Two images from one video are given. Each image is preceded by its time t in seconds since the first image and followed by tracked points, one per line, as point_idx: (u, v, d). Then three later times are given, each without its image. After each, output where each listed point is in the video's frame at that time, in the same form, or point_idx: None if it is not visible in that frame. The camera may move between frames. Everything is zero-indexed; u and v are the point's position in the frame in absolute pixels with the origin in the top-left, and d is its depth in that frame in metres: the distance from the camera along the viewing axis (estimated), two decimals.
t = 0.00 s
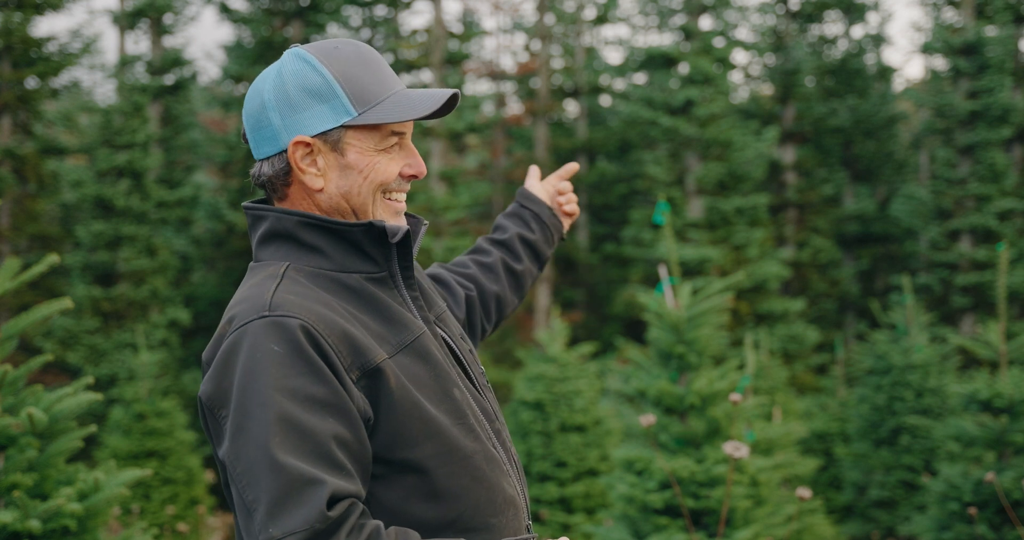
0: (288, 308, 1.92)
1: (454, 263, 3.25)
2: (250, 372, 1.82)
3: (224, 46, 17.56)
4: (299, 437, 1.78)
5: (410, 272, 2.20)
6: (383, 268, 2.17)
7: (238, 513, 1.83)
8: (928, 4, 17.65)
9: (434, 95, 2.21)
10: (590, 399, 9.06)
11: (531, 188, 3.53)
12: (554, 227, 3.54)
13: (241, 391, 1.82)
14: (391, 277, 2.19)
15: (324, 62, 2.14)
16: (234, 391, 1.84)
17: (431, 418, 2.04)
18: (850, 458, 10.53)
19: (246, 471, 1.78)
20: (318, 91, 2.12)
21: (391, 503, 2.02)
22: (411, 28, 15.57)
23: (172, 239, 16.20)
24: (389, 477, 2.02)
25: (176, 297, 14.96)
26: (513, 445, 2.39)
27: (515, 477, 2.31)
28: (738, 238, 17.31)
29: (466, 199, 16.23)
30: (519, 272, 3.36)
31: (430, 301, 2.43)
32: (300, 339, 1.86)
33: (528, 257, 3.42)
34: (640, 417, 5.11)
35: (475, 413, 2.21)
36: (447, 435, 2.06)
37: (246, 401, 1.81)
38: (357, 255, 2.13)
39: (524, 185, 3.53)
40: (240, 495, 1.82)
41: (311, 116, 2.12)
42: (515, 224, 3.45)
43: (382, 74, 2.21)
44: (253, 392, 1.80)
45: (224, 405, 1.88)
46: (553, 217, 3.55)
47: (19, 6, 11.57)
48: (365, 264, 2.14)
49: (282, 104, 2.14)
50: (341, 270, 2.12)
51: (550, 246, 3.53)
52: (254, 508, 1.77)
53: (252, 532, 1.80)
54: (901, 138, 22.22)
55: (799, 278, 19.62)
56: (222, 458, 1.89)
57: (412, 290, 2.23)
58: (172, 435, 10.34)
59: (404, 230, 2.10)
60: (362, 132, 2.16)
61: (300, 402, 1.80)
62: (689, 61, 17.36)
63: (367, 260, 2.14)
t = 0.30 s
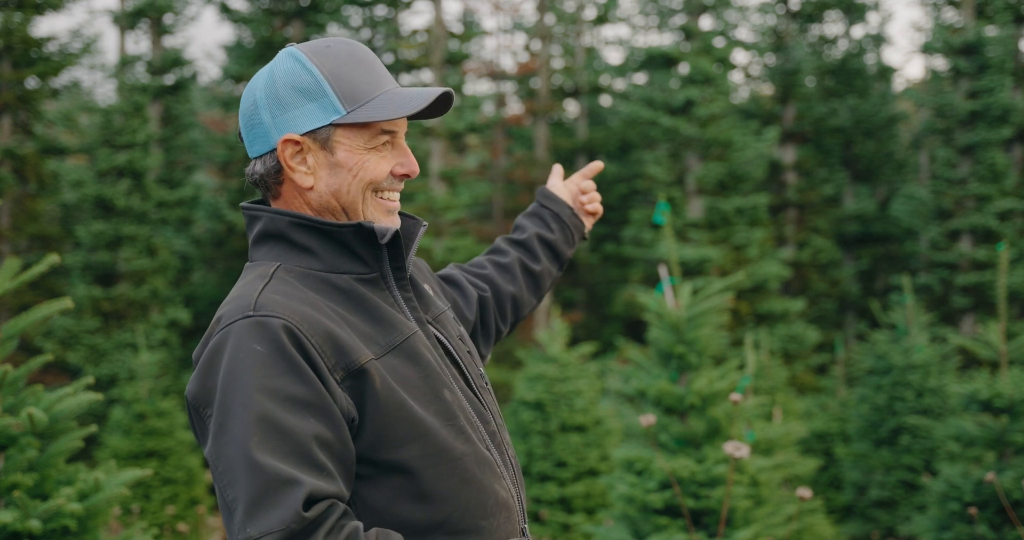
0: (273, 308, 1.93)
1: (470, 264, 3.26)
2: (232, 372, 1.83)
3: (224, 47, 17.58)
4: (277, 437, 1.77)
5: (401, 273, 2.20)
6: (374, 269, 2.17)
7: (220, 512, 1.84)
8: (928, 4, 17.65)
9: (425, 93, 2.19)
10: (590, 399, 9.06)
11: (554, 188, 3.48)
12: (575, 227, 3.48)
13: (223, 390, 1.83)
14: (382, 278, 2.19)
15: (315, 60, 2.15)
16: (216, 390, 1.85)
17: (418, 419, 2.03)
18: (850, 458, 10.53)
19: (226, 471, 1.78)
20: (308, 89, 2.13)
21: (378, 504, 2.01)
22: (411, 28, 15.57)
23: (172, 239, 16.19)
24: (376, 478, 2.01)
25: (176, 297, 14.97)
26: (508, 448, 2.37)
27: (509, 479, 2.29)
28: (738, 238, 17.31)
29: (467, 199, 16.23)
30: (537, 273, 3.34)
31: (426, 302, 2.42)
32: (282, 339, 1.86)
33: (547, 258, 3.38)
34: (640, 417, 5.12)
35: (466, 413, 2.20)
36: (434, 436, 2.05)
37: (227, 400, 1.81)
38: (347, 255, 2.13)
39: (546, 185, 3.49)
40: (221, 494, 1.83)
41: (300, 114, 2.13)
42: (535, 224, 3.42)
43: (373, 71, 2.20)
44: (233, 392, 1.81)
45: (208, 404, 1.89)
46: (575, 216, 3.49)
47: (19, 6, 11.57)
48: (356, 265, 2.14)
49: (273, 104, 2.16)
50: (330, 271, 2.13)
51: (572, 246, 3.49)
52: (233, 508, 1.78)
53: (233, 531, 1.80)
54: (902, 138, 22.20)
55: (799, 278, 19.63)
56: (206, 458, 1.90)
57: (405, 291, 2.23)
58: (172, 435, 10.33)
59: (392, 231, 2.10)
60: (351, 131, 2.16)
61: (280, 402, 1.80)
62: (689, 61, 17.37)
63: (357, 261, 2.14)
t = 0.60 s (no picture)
0: (265, 306, 1.93)
1: (469, 262, 3.26)
2: (225, 369, 1.83)
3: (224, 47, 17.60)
4: (270, 435, 1.78)
5: (396, 273, 2.19)
6: (369, 268, 2.17)
7: (215, 510, 1.85)
8: (928, 4, 17.64)
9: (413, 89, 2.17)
10: (590, 399, 9.06)
11: (548, 176, 3.43)
12: (574, 214, 3.44)
13: (215, 388, 1.83)
14: (377, 277, 2.18)
15: (304, 60, 2.16)
16: (210, 388, 1.85)
17: (413, 417, 2.02)
18: (850, 458, 10.53)
19: (219, 468, 1.79)
20: (296, 90, 2.14)
21: (373, 502, 2.00)
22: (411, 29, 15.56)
23: (172, 239, 16.19)
24: (371, 476, 2.00)
25: (176, 297, 14.97)
26: (506, 447, 2.36)
27: (507, 477, 2.28)
28: (738, 238, 17.31)
29: (467, 199, 16.22)
30: (537, 266, 3.32)
31: (423, 302, 2.42)
32: (275, 337, 1.87)
33: (546, 249, 3.36)
34: (640, 417, 5.12)
35: (462, 412, 2.19)
36: (429, 434, 2.04)
37: (220, 398, 1.82)
38: (341, 254, 2.13)
39: (540, 173, 3.43)
40: (216, 491, 1.84)
41: (290, 115, 2.14)
42: (532, 215, 3.39)
43: (363, 69, 2.20)
44: (226, 390, 1.81)
45: (202, 402, 1.89)
46: (572, 203, 3.44)
47: (18, 6, 11.57)
48: (351, 264, 2.15)
49: (266, 105, 2.18)
50: (325, 270, 2.13)
51: (572, 232, 3.45)
52: (227, 505, 1.78)
53: (227, 528, 1.81)
54: (902, 138, 22.19)
55: (799, 278, 19.64)
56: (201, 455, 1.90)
57: (401, 291, 2.22)
58: (172, 434, 10.32)
59: (386, 230, 2.10)
60: (341, 129, 2.15)
61: (273, 400, 1.81)
62: (689, 61, 17.37)
63: (353, 260, 2.14)
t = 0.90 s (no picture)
0: (263, 307, 1.94)
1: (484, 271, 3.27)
2: (221, 370, 1.83)
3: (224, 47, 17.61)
4: (265, 435, 1.77)
5: (396, 275, 2.20)
6: (369, 269, 2.17)
7: (211, 512, 1.84)
8: (928, 4, 17.64)
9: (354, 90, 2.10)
10: (590, 399, 9.06)
11: (575, 209, 3.53)
12: (592, 248, 3.51)
13: (211, 389, 1.83)
14: (377, 278, 2.18)
15: (274, 61, 2.21)
16: (205, 388, 1.85)
17: (410, 418, 2.02)
18: (850, 458, 10.54)
19: (214, 468, 1.78)
20: (263, 93, 2.20)
21: (369, 503, 2.00)
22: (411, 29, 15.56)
23: (172, 239, 16.19)
24: (368, 478, 2.00)
25: (176, 297, 14.98)
26: (505, 450, 2.36)
27: (505, 480, 2.28)
28: (738, 238, 17.30)
29: (467, 199, 16.20)
30: (549, 286, 3.34)
31: (424, 303, 2.42)
32: (272, 339, 1.87)
33: (559, 273, 3.40)
34: (640, 417, 5.12)
35: (461, 413, 2.19)
36: (427, 435, 2.04)
37: (216, 399, 1.82)
38: (341, 255, 2.13)
39: (567, 204, 3.53)
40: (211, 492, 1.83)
41: (261, 117, 2.22)
42: (552, 238, 3.45)
43: (323, 67, 2.18)
44: (221, 391, 1.81)
45: (199, 402, 1.90)
46: (592, 237, 3.52)
47: (18, 6, 11.56)
48: (350, 265, 2.14)
49: (250, 109, 2.29)
50: (324, 271, 2.13)
51: (588, 264, 3.50)
52: (222, 506, 1.78)
53: (222, 528, 1.80)
54: (902, 138, 22.17)
55: (799, 278, 19.64)
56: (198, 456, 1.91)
57: (401, 292, 2.22)
58: (172, 435, 10.31)
59: (385, 232, 2.09)
60: (298, 131, 2.18)
61: (268, 401, 1.81)
62: (688, 61, 17.37)
63: (352, 261, 2.14)
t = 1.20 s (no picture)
0: (268, 303, 1.94)
1: (491, 280, 3.28)
2: (225, 364, 1.83)
3: (224, 47, 17.61)
4: (266, 431, 1.77)
5: (401, 274, 2.20)
6: (374, 268, 2.17)
7: (211, 506, 1.84)
8: (928, 4, 17.63)
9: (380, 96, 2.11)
10: (590, 399, 9.06)
11: (584, 222, 3.53)
12: (600, 262, 3.50)
13: (214, 383, 1.83)
14: (382, 278, 2.19)
15: (295, 60, 2.20)
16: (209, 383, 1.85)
17: (411, 418, 2.01)
18: (850, 458, 10.53)
19: (215, 462, 1.78)
20: (283, 89, 2.18)
21: (369, 502, 1.99)
22: (411, 29, 15.55)
23: (172, 239, 16.18)
24: (368, 476, 1.99)
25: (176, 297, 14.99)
26: (506, 453, 2.35)
27: (505, 482, 2.27)
28: (738, 238, 17.30)
29: (467, 199, 16.20)
30: (556, 298, 3.34)
31: (427, 303, 2.43)
32: (276, 335, 1.87)
33: (566, 285, 3.39)
34: (641, 417, 5.12)
35: (462, 414, 2.19)
36: (428, 435, 2.03)
37: (218, 393, 1.82)
38: (347, 254, 2.14)
39: (578, 218, 3.53)
40: (212, 486, 1.83)
41: (278, 113, 2.20)
42: (561, 251, 3.45)
43: (346, 70, 2.18)
44: (224, 385, 1.81)
45: (201, 396, 1.90)
46: (601, 250, 3.51)
47: (19, 6, 11.57)
48: (355, 264, 2.15)
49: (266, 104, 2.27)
50: (329, 269, 2.13)
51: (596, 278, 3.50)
52: (222, 500, 1.78)
53: (221, 523, 1.80)
54: (902, 138, 22.16)
55: (799, 278, 19.64)
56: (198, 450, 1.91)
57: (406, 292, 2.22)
58: (172, 434, 10.31)
59: (391, 231, 2.10)
60: (317, 130, 2.17)
61: (270, 396, 1.81)
62: (689, 61, 17.37)
63: (358, 260, 2.15)
